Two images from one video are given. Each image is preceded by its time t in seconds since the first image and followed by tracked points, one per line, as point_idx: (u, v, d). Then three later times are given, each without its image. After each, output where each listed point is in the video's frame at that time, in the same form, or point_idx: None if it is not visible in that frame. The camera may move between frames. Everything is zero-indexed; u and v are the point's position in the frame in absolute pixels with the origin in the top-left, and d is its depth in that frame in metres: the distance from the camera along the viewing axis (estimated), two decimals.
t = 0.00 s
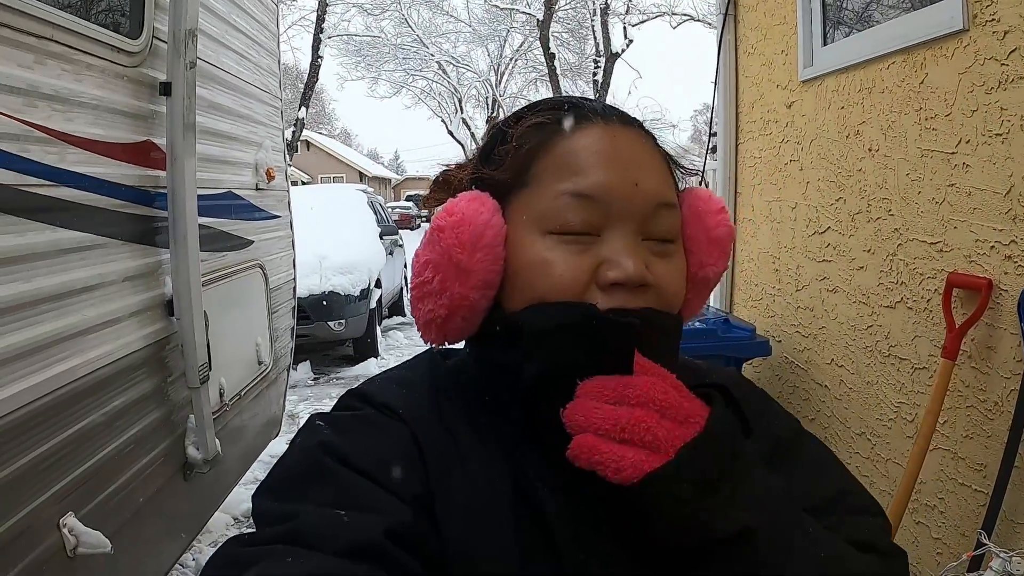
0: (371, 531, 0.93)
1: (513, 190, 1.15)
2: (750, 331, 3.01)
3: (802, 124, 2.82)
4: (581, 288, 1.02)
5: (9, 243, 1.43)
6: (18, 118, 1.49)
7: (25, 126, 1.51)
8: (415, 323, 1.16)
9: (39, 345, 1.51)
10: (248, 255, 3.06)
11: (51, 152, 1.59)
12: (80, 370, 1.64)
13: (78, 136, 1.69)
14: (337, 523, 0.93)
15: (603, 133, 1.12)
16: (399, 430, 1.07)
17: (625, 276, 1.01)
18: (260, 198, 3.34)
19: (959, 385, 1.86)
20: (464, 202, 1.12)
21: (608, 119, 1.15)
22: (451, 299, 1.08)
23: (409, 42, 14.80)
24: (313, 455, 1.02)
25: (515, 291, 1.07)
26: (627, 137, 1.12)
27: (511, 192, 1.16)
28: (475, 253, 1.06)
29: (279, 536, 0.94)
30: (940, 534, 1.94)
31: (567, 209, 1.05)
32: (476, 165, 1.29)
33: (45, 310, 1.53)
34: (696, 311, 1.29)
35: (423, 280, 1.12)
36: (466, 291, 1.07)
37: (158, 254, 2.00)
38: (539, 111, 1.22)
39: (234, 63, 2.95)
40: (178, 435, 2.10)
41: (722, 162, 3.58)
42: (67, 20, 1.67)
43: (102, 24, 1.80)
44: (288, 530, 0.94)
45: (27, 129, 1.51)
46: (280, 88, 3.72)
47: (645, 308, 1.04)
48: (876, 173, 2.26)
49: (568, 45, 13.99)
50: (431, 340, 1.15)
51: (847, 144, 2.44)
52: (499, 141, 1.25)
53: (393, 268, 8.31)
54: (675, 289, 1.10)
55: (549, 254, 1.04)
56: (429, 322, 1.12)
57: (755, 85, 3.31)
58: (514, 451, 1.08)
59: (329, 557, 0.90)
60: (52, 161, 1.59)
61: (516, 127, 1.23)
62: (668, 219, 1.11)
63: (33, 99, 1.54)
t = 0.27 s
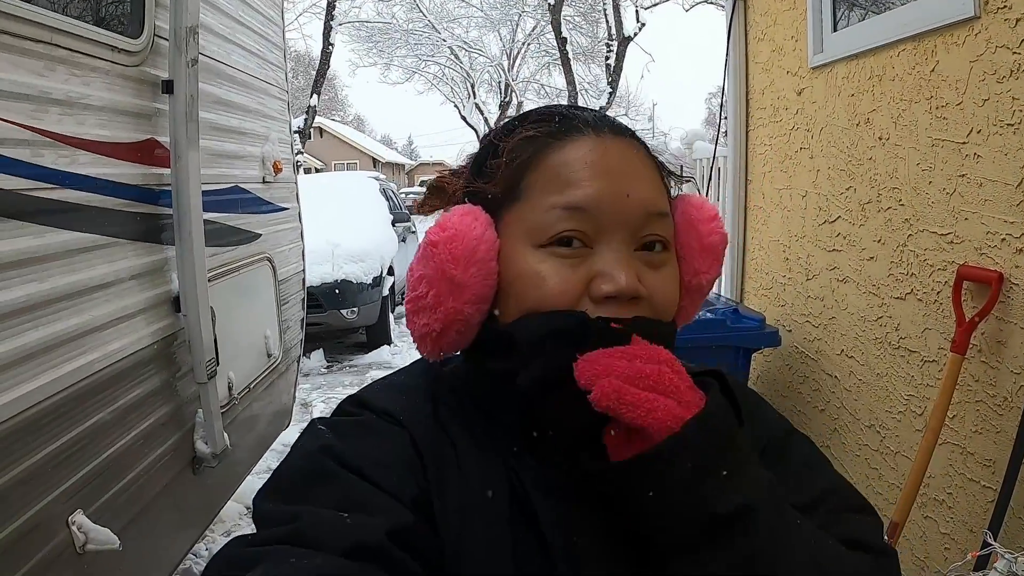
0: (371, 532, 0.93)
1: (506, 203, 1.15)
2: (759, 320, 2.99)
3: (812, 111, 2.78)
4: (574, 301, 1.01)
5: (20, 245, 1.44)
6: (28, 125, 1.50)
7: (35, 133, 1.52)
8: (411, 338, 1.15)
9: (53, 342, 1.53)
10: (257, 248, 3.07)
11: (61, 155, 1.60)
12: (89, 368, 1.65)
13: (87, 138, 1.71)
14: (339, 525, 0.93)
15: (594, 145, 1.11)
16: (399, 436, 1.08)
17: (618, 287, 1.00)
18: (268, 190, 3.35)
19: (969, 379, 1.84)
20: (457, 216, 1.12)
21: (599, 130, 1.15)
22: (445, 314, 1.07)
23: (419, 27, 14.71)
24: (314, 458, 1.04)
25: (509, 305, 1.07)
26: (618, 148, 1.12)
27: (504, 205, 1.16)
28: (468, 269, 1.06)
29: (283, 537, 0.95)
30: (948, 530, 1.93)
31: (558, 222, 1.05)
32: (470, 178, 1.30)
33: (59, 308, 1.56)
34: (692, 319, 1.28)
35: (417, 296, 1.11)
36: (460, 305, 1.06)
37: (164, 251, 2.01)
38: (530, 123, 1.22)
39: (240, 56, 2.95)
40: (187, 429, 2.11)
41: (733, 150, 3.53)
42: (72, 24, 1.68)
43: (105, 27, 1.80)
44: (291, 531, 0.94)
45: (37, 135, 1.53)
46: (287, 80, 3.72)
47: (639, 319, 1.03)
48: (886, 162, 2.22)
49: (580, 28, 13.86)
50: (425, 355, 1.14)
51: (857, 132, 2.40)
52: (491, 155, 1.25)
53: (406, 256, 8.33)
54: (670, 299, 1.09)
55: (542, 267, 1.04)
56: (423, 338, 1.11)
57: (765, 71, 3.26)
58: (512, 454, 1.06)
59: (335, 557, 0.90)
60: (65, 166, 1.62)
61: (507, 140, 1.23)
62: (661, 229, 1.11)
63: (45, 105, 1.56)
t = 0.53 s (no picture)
0: (374, 530, 0.93)
1: (512, 195, 1.14)
2: (768, 306, 2.96)
3: (822, 95, 2.73)
4: (583, 294, 1.00)
5: (30, 239, 1.44)
6: (34, 118, 1.50)
7: (41, 127, 1.52)
8: (416, 329, 1.14)
9: (62, 333, 1.54)
10: (263, 236, 3.06)
11: (68, 148, 1.60)
12: (97, 359, 1.66)
13: (94, 130, 1.70)
14: (343, 523, 0.94)
15: (601, 137, 1.10)
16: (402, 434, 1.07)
17: (627, 280, 0.99)
18: (274, 178, 3.34)
19: (980, 368, 1.83)
20: (464, 207, 1.10)
21: (606, 121, 1.14)
22: (453, 306, 1.06)
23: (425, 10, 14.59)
24: (319, 456, 1.05)
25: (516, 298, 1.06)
26: (625, 140, 1.10)
27: (510, 197, 1.14)
28: (476, 261, 1.05)
29: (288, 535, 0.96)
30: (957, 520, 1.92)
31: (565, 215, 1.04)
32: (473, 169, 1.28)
33: (68, 298, 1.56)
34: (696, 310, 1.27)
35: (423, 288, 1.09)
36: (468, 298, 1.05)
37: (169, 241, 2.00)
38: (535, 115, 1.21)
39: (244, 44, 2.93)
40: (194, 418, 2.11)
41: (742, 133, 3.49)
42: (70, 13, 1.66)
43: (106, 17, 1.79)
44: (297, 528, 0.95)
45: (44, 129, 1.52)
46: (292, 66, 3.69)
47: (648, 312, 1.02)
48: (897, 146, 2.19)
49: (588, 10, 13.69)
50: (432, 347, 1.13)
51: (868, 116, 2.36)
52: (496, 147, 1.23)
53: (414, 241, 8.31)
54: (677, 293, 1.07)
55: (551, 259, 1.02)
56: (431, 330, 1.10)
57: (775, 54, 3.21)
58: (519, 451, 1.05)
59: (340, 555, 0.91)
60: (70, 158, 1.61)
61: (512, 132, 1.21)
62: (669, 221, 1.09)
63: (51, 98, 1.57)
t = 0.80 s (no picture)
0: (396, 541, 0.91)
1: (513, 182, 1.14)
2: (776, 302, 2.95)
3: (832, 90, 2.71)
4: (585, 271, 1.00)
5: (32, 232, 1.43)
6: (38, 109, 1.49)
7: (45, 117, 1.51)
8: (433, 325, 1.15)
9: (68, 328, 1.54)
10: (269, 229, 3.06)
11: (71, 138, 1.59)
12: (102, 354, 1.65)
13: (97, 120, 1.69)
14: (363, 534, 0.91)
15: (596, 116, 1.10)
16: (424, 445, 1.03)
17: (628, 252, 0.99)
18: (280, 170, 3.33)
19: (990, 366, 1.82)
20: (466, 199, 1.12)
21: (600, 101, 1.14)
22: (460, 293, 1.07)
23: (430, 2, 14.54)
24: (337, 466, 1.00)
25: (522, 283, 1.06)
26: (620, 118, 1.11)
27: (512, 184, 1.14)
28: (477, 244, 1.06)
29: (305, 546, 0.92)
30: (966, 517, 1.92)
31: (564, 194, 1.04)
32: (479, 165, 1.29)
33: (73, 293, 1.56)
34: (718, 297, 1.25)
35: (432, 280, 1.12)
36: (473, 284, 1.06)
37: (176, 233, 2.00)
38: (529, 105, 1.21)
39: (250, 35, 2.92)
40: (201, 411, 2.12)
41: (750, 128, 3.47)
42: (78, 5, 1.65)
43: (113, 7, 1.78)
44: (315, 541, 0.92)
45: (47, 119, 1.51)
46: (298, 58, 3.68)
47: (653, 284, 1.01)
48: (908, 143, 2.17)
49: (592, 3, 13.63)
50: (448, 342, 1.15)
51: (879, 112, 2.34)
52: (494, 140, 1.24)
53: (418, 233, 8.31)
54: (684, 264, 1.07)
55: (551, 240, 1.03)
56: (443, 322, 1.11)
57: (784, 47, 3.19)
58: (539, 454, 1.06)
59: (359, 566, 0.88)
60: (74, 150, 1.60)
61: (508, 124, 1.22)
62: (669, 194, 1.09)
63: (53, 87, 1.54)
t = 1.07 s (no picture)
0: (405, 540, 0.90)
1: (519, 215, 1.12)
2: (777, 309, 2.95)
3: (833, 97, 2.72)
4: (586, 322, 1.00)
5: (33, 239, 1.43)
6: (39, 115, 1.49)
7: (45, 122, 1.51)
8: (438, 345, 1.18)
9: (69, 336, 1.54)
10: (270, 235, 3.06)
11: (70, 144, 1.59)
12: (102, 362, 1.65)
13: (96, 126, 1.69)
14: (372, 532, 0.90)
15: (609, 153, 1.06)
16: (432, 450, 1.03)
17: (629, 306, 0.99)
18: (282, 176, 3.34)
19: (991, 373, 1.82)
20: (471, 232, 1.10)
21: (614, 136, 1.10)
22: (465, 327, 1.09)
23: (430, 8, 14.57)
24: (345, 469, 0.99)
25: (525, 319, 1.07)
26: (633, 157, 1.07)
27: (518, 217, 1.13)
28: (483, 284, 1.06)
29: (316, 545, 0.91)
30: (967, 523, 1.91)
31: (569, 239, 1.03)
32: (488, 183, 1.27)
33: (75, 300, 1.56)
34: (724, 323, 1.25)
35: (438, 308, 1.13)
36: (477, 319, 1.07)
37: (178, 240, 2.01)
38: (540, 130, 1.16)
39: (253, 42, 2.93)
40: (201, 419, 2.11)
41: (750, 135, 3.48)
42: (83, 13, 1.66)
43: (114, 13, 1.78)
44: (326, 539, 0.91)
45: (47, 125, 1.51)
46: (299, 64, 3.69)
47: (655, 336, 1.01)
48: (909, 150, 2.18)
49: (592, 9, 13.63)
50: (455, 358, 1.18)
51: (880, 120, 2.35)
52: (503, 161, 1.20)
53: (417, 239, 8.32)
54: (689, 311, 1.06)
55: (555, 285, 1.03)
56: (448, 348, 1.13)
57: (785, 55, 3.20)
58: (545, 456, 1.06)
59: (368, 565, 0.87)
60: (74, 156, 1.60)
61: (518, 148, 1.18)
62: (679, 238, 1.07)
63: (51, 93, 1.54)
